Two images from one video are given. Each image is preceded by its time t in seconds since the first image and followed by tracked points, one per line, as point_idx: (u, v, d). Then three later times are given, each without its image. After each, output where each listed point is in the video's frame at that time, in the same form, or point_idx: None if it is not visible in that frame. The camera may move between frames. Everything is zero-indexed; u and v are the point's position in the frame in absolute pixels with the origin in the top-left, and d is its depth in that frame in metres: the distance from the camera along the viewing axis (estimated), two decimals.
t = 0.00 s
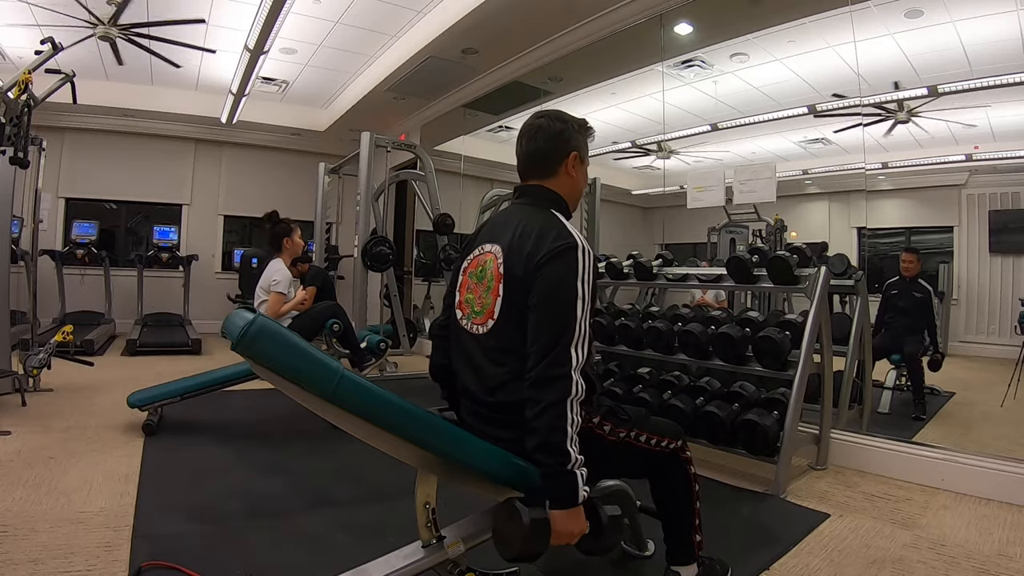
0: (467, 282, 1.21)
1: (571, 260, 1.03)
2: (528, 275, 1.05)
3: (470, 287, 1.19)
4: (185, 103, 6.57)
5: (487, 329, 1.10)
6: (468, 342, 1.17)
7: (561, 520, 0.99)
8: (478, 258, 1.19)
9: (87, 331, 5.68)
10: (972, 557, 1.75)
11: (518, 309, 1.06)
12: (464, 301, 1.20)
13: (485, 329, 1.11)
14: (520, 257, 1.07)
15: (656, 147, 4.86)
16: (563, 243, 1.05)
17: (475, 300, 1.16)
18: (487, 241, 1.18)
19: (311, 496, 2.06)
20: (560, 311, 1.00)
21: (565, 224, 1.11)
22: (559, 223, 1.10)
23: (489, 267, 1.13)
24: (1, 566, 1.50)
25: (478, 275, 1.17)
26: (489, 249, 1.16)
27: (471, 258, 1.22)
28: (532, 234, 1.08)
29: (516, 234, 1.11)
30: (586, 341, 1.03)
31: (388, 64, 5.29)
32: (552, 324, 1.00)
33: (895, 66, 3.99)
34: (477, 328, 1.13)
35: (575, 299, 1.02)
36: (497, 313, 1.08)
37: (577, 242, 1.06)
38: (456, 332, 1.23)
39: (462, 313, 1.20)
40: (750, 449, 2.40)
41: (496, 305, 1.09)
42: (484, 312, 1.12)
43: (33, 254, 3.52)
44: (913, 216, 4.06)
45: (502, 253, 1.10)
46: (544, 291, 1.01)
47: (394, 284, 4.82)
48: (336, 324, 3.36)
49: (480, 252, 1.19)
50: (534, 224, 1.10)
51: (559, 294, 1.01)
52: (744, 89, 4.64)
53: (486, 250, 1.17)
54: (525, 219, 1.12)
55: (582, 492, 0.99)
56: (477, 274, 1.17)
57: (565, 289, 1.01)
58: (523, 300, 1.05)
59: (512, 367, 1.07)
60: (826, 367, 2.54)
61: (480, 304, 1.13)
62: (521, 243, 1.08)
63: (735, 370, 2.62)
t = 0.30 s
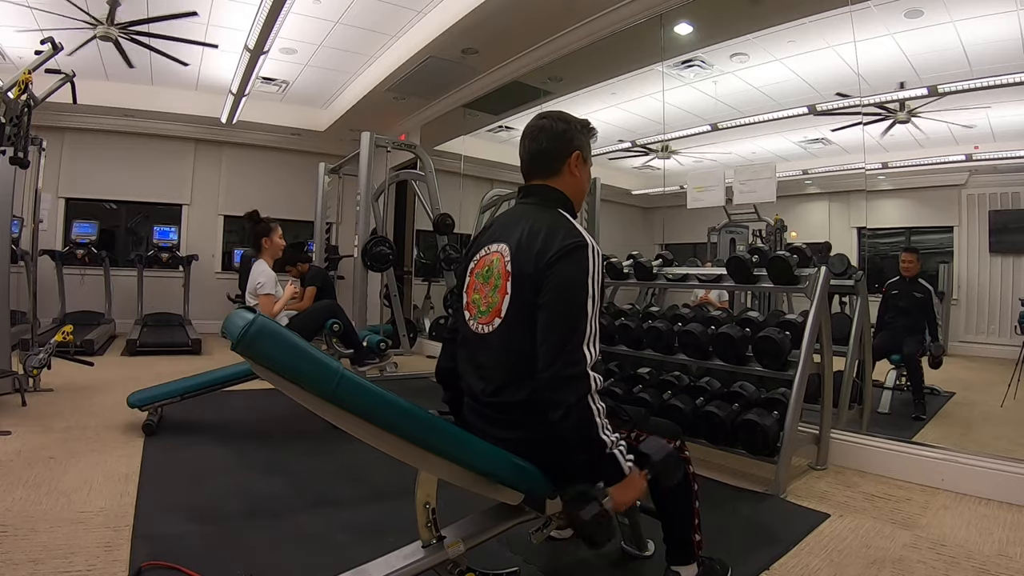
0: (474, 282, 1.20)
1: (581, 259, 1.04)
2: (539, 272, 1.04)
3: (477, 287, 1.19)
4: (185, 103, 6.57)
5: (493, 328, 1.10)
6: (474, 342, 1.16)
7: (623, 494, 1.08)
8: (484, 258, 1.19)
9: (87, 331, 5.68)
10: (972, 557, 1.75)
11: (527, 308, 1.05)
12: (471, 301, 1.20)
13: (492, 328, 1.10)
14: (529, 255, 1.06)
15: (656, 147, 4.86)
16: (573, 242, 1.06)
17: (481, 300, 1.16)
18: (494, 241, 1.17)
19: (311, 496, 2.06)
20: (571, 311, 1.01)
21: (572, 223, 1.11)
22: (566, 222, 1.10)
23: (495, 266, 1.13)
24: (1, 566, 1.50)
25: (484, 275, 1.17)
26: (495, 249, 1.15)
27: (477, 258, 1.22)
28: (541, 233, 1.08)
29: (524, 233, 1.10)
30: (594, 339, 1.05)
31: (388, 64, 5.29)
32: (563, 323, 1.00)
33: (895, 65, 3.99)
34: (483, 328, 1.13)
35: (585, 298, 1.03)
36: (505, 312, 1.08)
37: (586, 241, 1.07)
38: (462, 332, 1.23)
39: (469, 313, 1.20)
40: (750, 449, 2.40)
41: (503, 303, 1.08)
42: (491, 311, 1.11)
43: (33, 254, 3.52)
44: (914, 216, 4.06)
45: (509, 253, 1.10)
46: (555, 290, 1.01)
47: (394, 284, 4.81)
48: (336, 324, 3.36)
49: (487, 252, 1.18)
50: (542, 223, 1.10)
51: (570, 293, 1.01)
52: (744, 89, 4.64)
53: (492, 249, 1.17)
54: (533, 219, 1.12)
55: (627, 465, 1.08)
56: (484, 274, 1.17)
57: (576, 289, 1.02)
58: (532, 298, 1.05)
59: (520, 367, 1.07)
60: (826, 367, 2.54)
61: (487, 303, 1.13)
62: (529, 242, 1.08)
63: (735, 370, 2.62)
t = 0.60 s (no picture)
0: (468, 285, 1.21)
1: (577, 256, 1.04)
2: (534, 272, 1.04)
3: (472, 290, 1.19)
4: (185, 103, 6.57)
5: (490, 332, 1.10)
6: (471, 344, 1.17)
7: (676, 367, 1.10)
8: (478, 260, 1.19)
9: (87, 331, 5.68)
10: (972, 557, 1.75)
11: (529, 309, 1.05)
12: (467, 304, 1.20)
13: (489, 332, 1.11)
14: (525, 255, 1.06)
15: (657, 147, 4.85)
16: (567, 240, 1.05)
17: (477, 303, 1.16)
18: (487, 243, 1.17)
19: (311, 496, 2.06)
20: (571, 309, 1.01)
21: (564, 220, 1.11)
22: (558, 219, 1.10)
23: (489, 269, 1.13)
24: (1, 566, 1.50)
25: (479, 278, 1.17)
26: (488, 251, 1.16)
27: (470, 260, 1.22)
28: (534, 232, 1.08)
29: (518, 233, 1.10)
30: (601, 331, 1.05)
31: (388, 64, 5.29)
32: (568, 324, 1.01)
33: (895, 65, 3.98)
34: (480, 332, 1.13)
35: (586, 295, 1.02)
36: (501, 315, 1.08)
37: (580, 239, 1.06)
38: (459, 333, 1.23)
39: (465, 316, 1.20)
40: (750, 449, 2.40)
41: (499, 308, 1.09)
42: (487, 315, 1.12)
43: (33, 254, 3.52)
44: (916, 216, 4.15)
45: (502, 255, 1.10)
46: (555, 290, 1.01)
47: (394, 284, 4.81)
48: (336, 323, 3.35)
49: (480, 254, 1.18)
50: (534, 221, 1.10)
51: (571, 293, 1.01)
52: (744, 89, 4.63)
53: (485, 252, 1.17)
54: (525, 217, 1.12)
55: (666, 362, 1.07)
56: (478, 277, 1.17)
57: (577, 288, 1.02)
58: (530, 299, 1.05)
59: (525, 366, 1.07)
60: (826, 367, 2.53)
61: (483, 307, 1.14)
62: (524, 242, 1.08)
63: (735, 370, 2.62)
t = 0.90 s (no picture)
0: (466, 287, 1.20)
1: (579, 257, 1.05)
2: (537, 275, 1.05)
3: (470, 292, 1.18)
4: (185, 103, 6.57)
5: (490, 336, 1.10)
6: (470, 347, 1.16)
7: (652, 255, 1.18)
8: (477, 262, 1.17)
9: (88, 331, 5.68)
10: (972, 557, 1.75)
11: (533, 313, 1.05)
12: (465, 307, 1.19)
13: (489, 337, 1.10)
14: (525, 256, 1.06)
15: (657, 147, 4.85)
16: (567, 242, 1.06)
17: (476, 306, 1.15)
18: (486, 245, 1.16)
19: (312, 496, 2.06)
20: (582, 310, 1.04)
21: (564, 222, 1.11)
22: (556, 221, 1.10)
23: (488, 272, 1.12)
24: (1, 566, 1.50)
25: (478, 280, 1.16)
26: (487, 254, 1.14)
27: (468, 262, 1.21)
28: (533, 235, 1.08)
29: (517, 234, 1.10)
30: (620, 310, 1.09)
31: (388, 64, 5.29)
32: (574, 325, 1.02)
33: (895, 66, 3.98)
34: (479, 335, 1.13)
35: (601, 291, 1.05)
36: (503, 320, 1.07)
37: (581, 240, 1.07)
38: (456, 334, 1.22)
39: (463, 318, 1.19)
40: (750, 449, 2.40)
41: (501, 312, 1.08)
42: (487, 319, 1.11)
43: (33, 254, 3.51)
44: (916, 216, 4.13)
45: (502, 257, 1.09)
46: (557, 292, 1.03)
47: (394, 284, 4.81)
48: (336, 324, 3.35)
49: (479, 256, 1.17)
50: (534, 224, 1.09)
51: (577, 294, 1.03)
52: (744, 89, 4.64)
53: (485, 254, 1.16)
54: (524, 219, 1.12)
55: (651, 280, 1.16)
56: (477, 279, 1.16)
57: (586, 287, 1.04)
58: (533, 301, 1.05)
59: (526, 368, 1.07)
60: (826, 367, 2.54)
61: (482, 311, 1.13)
62: (524, 244, 1.08)
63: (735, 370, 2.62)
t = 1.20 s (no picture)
0: (472, 288, 1.19)
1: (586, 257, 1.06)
2: (545, 275, 1.05)
3: (476, 293, 1.17)
4: (185, 103, 6.57)
5: (498, 338, 1.10)
6: (475, 348, 1.16)
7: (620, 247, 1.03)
8: (483, 263, 1.16)
9: (88, 331, 5.68)
10: (972, 557, 1.75)
11: (543, 311, 1.05)
12: (471, 308, 1.19)
13: (497, 338, 1.10)
14: (531, 256, 1.06)
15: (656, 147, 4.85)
16: (573, 242, 1.07)
17: (482, 307, 1.15)
18: (491, 246, 1.15)
19: (311, 496, 2.06)
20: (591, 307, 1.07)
21: (569, 223, 1.12)
22: (562, 223, 1.11)
23: (497, 273, 1.11)
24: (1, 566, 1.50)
25: (484, 282, 1.15)
26: (494, 255, 1.14)
27: (473, 264, 1.20)
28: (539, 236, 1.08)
29: (522, 235, 1.09)
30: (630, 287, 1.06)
31: (388, 64, 5.29)
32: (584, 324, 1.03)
33: (895, 66, 3.98)
34: (486, 336, 1.12)
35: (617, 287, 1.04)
36: (512, 322, 1.07)
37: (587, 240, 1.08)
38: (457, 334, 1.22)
39: (469, 320, 1.19)
40: (750, 449, 2.40)
41: (510, 314, 1.08)
42: (495, 320, 1.11)
43: (33, 254, 3.51)
44: (916, 215, 4.14)
45: (511, 258, 1.08)
46: (566, 288, 1.05)
47: (394, 284, 4.81)
48: (336, 323, 3.35)
49: (484, 257, 1.16)
50: (539, 225, 1.09)
51: (585, 292, 1.06)
52: (744, 89, 4.64)
53: (490, 255, 1.15)
54: (529, 220, 1.12)
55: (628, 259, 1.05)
56: (483, 281, 1.15)
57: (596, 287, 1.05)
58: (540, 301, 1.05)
59: (531, 365, 1.06)
60: (825, 367, 2.53)
61: (489, 312, 1.12)
62: (530, 244, 1.07)
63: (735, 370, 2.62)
